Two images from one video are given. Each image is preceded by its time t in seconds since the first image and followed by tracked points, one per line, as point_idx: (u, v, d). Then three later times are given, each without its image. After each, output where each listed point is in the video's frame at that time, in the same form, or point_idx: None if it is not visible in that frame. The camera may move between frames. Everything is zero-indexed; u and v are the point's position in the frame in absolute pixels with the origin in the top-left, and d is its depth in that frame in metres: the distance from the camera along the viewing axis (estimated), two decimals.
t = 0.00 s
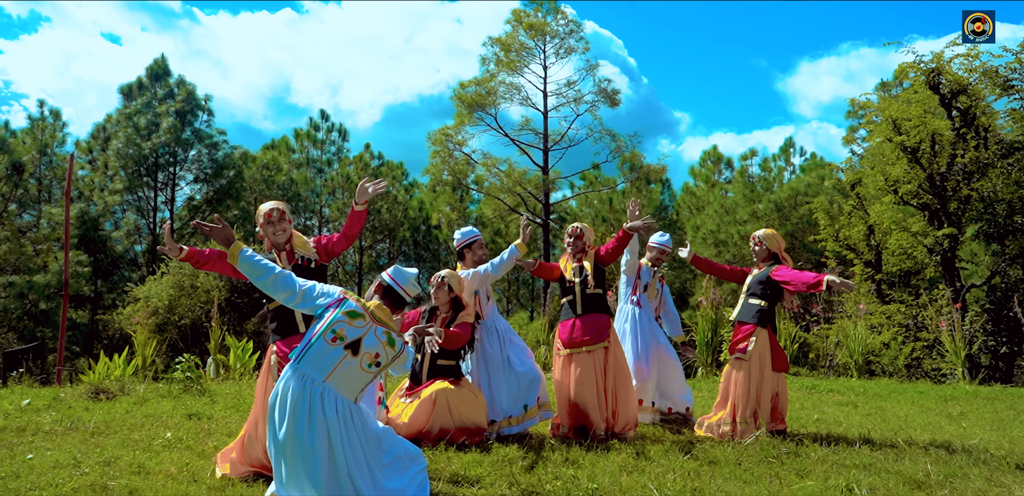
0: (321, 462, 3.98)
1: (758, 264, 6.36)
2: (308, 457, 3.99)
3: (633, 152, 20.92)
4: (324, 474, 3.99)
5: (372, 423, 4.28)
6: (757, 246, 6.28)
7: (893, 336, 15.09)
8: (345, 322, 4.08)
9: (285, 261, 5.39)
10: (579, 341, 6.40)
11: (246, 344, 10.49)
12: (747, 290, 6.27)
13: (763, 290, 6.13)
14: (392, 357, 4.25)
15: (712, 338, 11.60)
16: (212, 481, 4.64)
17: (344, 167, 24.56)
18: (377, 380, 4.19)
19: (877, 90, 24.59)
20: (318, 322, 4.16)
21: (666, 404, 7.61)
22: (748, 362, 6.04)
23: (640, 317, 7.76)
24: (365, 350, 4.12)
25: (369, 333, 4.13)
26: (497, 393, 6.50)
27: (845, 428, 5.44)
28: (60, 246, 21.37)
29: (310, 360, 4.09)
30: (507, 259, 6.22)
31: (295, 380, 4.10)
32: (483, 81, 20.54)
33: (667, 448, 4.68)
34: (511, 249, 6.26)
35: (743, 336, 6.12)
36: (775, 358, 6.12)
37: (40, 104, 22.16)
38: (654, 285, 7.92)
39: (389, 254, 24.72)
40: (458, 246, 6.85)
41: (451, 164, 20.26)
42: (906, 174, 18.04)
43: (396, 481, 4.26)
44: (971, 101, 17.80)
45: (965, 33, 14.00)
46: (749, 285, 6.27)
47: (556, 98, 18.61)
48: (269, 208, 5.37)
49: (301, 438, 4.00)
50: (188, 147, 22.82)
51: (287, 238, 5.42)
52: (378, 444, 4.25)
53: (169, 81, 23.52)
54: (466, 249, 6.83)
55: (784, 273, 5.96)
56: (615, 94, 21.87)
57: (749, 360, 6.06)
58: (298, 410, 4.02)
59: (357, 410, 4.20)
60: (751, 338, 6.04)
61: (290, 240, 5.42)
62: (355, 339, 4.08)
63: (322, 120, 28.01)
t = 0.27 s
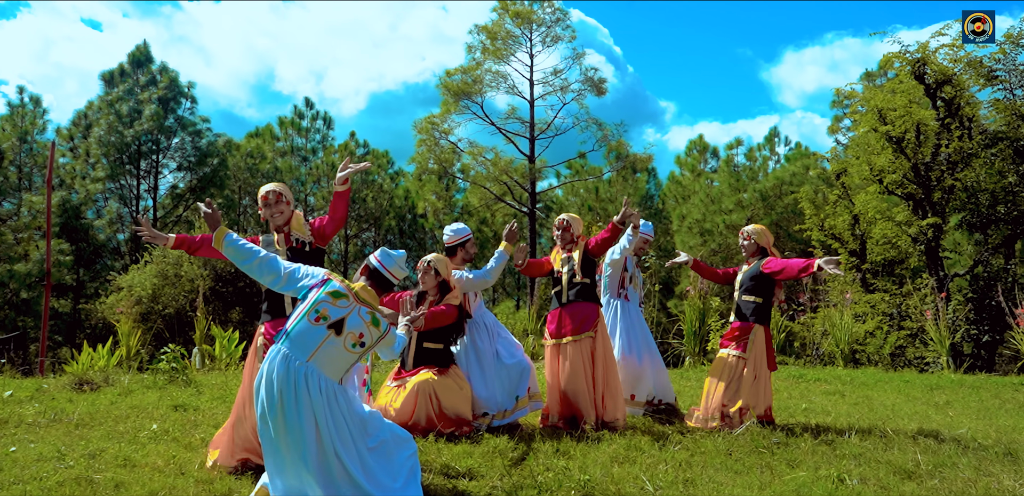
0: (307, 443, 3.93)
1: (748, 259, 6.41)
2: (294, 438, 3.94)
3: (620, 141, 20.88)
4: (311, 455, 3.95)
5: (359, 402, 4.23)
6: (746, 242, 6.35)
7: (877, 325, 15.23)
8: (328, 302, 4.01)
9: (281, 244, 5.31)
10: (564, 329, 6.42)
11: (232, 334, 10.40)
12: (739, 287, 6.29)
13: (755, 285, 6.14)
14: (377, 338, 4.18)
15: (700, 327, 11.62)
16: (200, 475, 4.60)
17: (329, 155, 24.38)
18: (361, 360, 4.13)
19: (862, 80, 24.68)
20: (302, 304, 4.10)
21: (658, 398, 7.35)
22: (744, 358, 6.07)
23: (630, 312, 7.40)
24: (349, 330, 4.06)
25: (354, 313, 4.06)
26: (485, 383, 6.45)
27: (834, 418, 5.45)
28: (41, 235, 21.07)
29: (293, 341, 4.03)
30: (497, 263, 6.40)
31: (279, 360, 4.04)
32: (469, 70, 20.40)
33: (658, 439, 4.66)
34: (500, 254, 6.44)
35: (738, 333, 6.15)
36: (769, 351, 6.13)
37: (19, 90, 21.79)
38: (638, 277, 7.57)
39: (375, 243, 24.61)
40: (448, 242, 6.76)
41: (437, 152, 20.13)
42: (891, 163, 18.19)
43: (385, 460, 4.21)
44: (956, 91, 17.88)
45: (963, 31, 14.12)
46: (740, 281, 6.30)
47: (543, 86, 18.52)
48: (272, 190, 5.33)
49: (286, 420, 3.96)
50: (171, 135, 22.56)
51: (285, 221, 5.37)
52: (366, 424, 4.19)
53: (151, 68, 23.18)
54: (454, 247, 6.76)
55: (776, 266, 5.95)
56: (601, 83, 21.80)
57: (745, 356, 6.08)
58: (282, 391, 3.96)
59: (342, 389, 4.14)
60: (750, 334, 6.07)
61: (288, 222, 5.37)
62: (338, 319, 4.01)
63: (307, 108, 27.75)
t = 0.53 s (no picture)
0: (297, 422, 3.88)
1: (742, 247, 6.39)
2: (283, 418, 3.89)
3: (610, 130, 20.85)
4: (301, 433, 3.90)
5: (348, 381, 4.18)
6: (740, 230, 6.33)
7: (868, 313, 15.31)
8: (313, 282, 3.98)
9: (281, 231, 5.31)
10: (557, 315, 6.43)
11: (223, 325, 10.32)
12: (732, 272, 6.29)
13: (748, 271, 6.14)
14: (364, 316, 4.13)
15: (692, 316, 11.64)
16: (193, 468, 4.57)
17: (319, 144, 24.24)
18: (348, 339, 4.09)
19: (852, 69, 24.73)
20: (290, 284, 4.08)
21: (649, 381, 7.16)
22: (736, 342, 6.06)
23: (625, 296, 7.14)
24: (334, 309, 4.02)
25: (339, 291, 4.02)
26: (476, 375, 6.45)
27: (828, 407, 5.46)
28: (28, 224, 20.82)
29: (280, 319, 4.01)
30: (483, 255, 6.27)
31: (265, 342, 4.00)
32: (460, 58, 20.28)
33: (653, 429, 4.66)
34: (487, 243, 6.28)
35: (730, 316, 6.16)
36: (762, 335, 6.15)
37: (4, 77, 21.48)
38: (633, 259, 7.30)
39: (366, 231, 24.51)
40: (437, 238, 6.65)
41: (427, 141, 20.03)
42: (882, 152, 18.19)
43: (378, 438, 4.16)
44: (946, 80, 17.94)
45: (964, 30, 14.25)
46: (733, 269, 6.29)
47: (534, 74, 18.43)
48: (277, 176, 5.27)
49: (274, 399, 3.91)
50: (159, 123, 22.35)
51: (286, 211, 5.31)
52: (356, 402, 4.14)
53: (138, 55, 22.89)
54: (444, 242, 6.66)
55: (769, 250, 5.98)
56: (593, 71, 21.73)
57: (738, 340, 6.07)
58: (269, 371, 3.92)
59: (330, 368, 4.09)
60: (740, 317, 6.08)
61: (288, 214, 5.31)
62: (323, 297, 3.98)
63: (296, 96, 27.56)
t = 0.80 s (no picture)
0: (281, 424, 3.82)
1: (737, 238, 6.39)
2: (266, 420, 3.83)
3: (600, 118, 20.78)
4: (285, 435, 3.84)
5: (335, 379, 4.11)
6: (734, 221, 6.34)
7: (856, 301, 15.39)
8: (294, 279, 3.91)
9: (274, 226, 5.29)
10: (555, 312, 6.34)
11: (211, 314, 10.22)
12: (727, 264, 6.27)
13: (743, 262, 6.13)
14: (347, 313, 4.03)
15: (683, 305, 11.64)
16: (183, 462, 4.51)
17: (307, 131, 24.03)
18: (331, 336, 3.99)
19: (841, 57, 24.77)
20: (272, 284, 4.02)
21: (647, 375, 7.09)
22: (732, 334, 6.05)
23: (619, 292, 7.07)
24: (315, 306, 3.93)
25: (320, 288, 3.93)
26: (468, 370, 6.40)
27: (821, 397, 5.47)
28: (12, 212, 20.53)
29: (262, 320, 3.95)
30: (471, 266, 6.47)
31: (247, 342, 3.94)
32: (448, 45, 20.11)
33: (648, 420, 4.64)
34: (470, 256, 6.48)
35: (725, 309, 6.11)
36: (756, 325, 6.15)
37: None
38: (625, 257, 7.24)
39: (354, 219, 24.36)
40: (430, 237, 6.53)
41: (416, 129, 19.89)
42: (871, 140, 18.20)
43: (365, 435, 4.10)
44: (935, 68, 17.98)
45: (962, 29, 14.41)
46: (728, 259, 6.27)
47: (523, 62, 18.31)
48: (278, 172, 5.19)
49: (257, 401, 3.85)
50: (144, 110, 22.09)
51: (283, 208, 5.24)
52: (343, 400, 4.07)
53: (123, 41, 22.55)
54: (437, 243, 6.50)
55: (767, 240, 5.97)
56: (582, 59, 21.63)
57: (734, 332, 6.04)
58: (251, 373, 3.86)
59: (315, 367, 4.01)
60: (737, 309, 6.04)
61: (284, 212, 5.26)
62: (303, 295, 3.90)
63: (283, 83, 27.30)
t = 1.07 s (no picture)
0: (267, 405, 3.75)
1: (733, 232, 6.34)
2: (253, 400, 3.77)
3: (591, 108, 20.70)
4: (271, 417, 3.77)
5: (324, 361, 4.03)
6: (731, 215, 6.28)
7: (847, 292, 15.46)
8: (282, 258, 3.84)
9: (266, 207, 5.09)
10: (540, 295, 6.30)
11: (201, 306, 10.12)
12: (724, 259, 6.21)
13: (740, 258, 6.09)
14: (335, 292, 3.92)
15: (676, 296, 11.61)
16: (172, 459, 4.47)
17: (296, 121, 23.85)
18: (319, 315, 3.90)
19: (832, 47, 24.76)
20: (261, 263, 3.95)
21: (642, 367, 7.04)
22: (731, 331, 6.01)
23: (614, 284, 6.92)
24: (302, 284, 3.83)
25: (307, 267, 3.85)
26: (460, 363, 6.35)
27: (817, 389, 5.45)
28: None
29: (250, 299, 3.89)
30: (456, 257, 6.33)
31: (234, 321, 3.88)
32: (440, 34, 19.95)
33: (645, 414, 4.61)
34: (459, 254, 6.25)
35: (724, 306, 6.06)
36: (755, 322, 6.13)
37: None
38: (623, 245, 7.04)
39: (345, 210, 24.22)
40: (423, 229, 6.55)
41: (407, 119, 19.77)
42: (863, 131, 18.34)
43: (355, 418, 4.02)
44: (927, 59, 18.00)
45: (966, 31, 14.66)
46: (725, 255, 6.23)
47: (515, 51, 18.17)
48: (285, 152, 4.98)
49: (244, 381, 3.79)
50: (132, 99, 21.84)
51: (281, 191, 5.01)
52: (332, 381, 3.99)
53: (110, 29, 22.26)
54: (431, 235, 6.52)
55: (764, 235, 5.93)
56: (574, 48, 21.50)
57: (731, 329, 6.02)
58: (237, 353, 3.80)
59: (303, 347, 3.93)
60: (735, 306, 6.00)
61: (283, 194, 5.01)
62: (291, 274, 3.82)
63: (273, 72, 27.07)
